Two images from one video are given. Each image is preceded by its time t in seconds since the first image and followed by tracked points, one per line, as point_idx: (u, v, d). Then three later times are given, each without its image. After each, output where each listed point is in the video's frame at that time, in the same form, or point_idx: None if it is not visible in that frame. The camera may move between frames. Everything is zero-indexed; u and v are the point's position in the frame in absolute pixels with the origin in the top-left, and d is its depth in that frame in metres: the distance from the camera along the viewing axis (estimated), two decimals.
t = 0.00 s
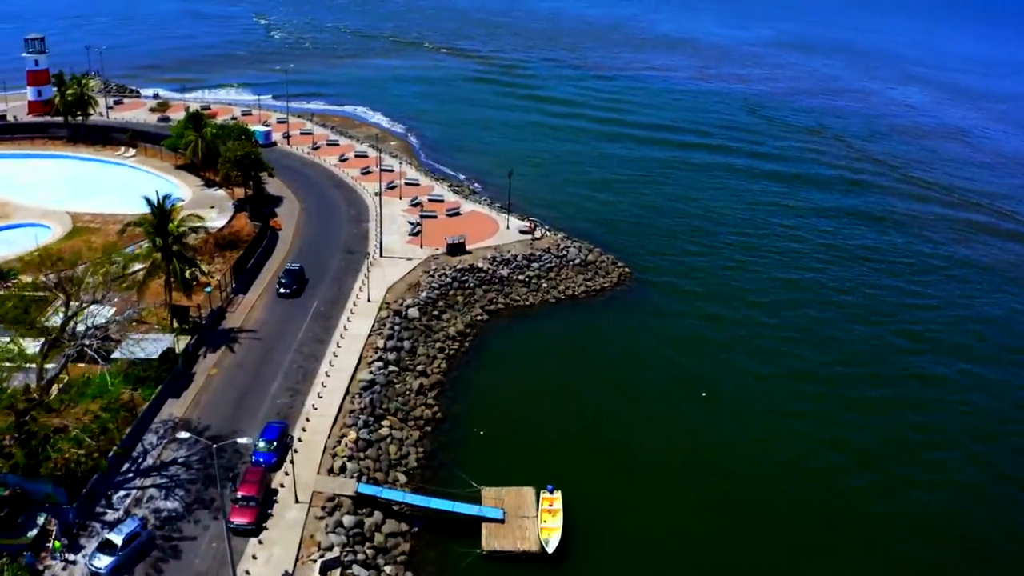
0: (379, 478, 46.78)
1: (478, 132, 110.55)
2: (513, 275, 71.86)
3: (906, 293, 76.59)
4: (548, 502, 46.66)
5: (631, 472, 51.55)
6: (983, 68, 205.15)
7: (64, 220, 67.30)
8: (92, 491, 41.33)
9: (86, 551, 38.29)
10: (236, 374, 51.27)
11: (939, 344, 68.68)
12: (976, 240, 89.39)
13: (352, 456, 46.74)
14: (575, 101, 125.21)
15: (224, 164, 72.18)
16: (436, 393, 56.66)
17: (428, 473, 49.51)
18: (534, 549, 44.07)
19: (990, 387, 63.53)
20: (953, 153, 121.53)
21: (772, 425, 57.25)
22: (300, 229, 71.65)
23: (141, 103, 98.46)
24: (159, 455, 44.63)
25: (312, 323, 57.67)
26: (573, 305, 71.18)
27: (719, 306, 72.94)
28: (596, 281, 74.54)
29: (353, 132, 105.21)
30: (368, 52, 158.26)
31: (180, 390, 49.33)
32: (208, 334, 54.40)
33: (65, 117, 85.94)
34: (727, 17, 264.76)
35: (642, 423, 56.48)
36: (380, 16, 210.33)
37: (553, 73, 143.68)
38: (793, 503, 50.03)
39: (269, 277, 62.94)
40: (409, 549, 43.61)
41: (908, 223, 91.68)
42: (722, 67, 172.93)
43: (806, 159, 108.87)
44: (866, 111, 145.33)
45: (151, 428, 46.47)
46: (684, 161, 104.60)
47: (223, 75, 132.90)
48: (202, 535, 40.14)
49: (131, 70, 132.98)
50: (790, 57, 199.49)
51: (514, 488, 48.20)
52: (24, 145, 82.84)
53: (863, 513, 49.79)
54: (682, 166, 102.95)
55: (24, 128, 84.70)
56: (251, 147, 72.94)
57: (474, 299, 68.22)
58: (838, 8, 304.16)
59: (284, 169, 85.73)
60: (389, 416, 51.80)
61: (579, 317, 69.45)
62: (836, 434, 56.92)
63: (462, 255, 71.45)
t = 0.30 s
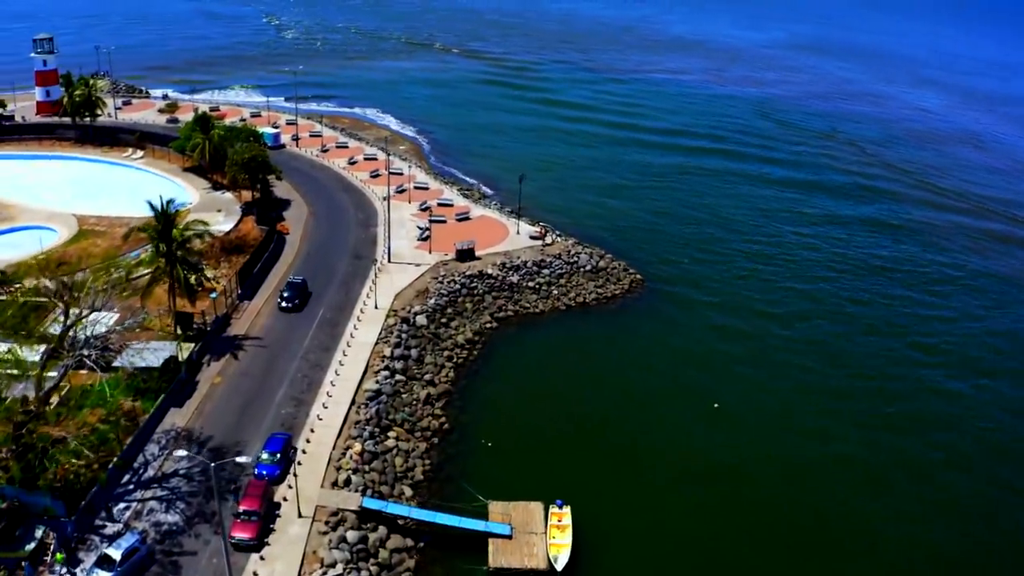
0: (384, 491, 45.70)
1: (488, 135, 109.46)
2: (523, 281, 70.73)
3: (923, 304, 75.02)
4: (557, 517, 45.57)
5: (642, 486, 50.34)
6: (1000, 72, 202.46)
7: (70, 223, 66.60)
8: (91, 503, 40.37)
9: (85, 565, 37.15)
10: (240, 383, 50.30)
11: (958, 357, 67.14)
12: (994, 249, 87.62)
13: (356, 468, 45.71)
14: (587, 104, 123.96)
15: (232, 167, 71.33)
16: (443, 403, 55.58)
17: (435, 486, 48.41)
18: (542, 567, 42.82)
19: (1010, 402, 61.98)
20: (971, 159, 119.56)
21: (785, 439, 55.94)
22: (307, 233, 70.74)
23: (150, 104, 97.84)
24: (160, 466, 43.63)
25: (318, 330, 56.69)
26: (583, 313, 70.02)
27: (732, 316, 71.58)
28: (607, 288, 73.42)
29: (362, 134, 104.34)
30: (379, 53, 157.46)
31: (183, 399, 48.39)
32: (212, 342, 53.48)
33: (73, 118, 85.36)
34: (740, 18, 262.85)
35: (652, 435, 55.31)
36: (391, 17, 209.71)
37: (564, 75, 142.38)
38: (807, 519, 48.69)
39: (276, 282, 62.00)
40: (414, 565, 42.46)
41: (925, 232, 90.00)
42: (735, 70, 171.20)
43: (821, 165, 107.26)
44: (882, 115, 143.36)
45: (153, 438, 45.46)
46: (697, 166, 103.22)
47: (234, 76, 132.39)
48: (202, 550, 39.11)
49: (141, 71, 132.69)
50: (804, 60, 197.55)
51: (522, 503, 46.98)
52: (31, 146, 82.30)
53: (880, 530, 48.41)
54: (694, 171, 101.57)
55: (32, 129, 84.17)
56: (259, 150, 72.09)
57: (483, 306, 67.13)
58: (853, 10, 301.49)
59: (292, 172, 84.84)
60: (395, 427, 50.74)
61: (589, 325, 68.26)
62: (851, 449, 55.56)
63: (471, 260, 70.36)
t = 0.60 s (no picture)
0: (389, 507, 44.51)
1: (498, 139, 108.39)
2: (532, 289, 69.51)
3: (940, 316, 73.49)
4: (565, 535, 44.01)
5: (652, 503, 49.01)
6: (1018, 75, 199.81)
7: (74, 226, 65.83)
8: (88, 518, 39.36)
9: None
10: (243, 393, 49.27)
11: (976, 372, 65.60)
12: (1012, 259, 85.86)
13: (360, 483, 44.57)
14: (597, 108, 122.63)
15: (238, 171, 70.42)
16: (450, 414, 54.40)
17: (440, 501, 47.19)
18: None
19: None
20: (988, 165, 117.57)
21: (799, 455, 54.50)
22: (314, 238, 69.76)
23: (158, 105, 97.15)
24: (159, 479, 42.58)
25: (322, 339, 55.64)
26: (593, 321, 68.77)
27: (744, 327, 70.17)
28: (617, 295, 72.28)
29: (371, 137, 103.53)
30: (389, 55, 156.63)
31: (185, 409, 47.45)
32: (215, 350, 52.51)
33: (79, 119, 84.71)
34: (753, 20, 260.90)
35: (663, 450, 54.02)
36: (401, 18, 208.98)
37: (575, 78, 141.06)
38: (822, 539, 47.22)
39: (281, 288, 61.04)
40: None
41: (942, 241, 88.34)
42: (748, 73, 169.41)
43: (834, 172, 105.59)
44: (897, 119, 141.42)
45: (153, 450, 44.48)
46: (709, 172, 101.79)
47: (243, 77, 131.88)
48: (200, 568, 37.98)
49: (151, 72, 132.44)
50: (818, 63, 195.57)
51: (529, 520, 45.69)
52: (37, 147, 81.65)
53: (898, 553, 46.93)
54: (706, 177, 100.14)
55: (39, 130, 83.53)
56: (265, 154, 71.17)
57: (491, 313, 65.95)
58: (867, 12, 298.76)
59: (300, 175, 83.87)
60: (400, 440, 49.61)
61: (598, 335, 66.99)
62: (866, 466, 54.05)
63: (479, 267, 69.19)
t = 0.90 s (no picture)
0: (391, 523, 43.32)
1: (506, 143, 107.27)
2: (541, 296, 68.30)
3: (956, 328, 72.02)
4: (573, 553, 42.72)
5: (660, 518, 47.83)
6: None
7: (77, 230, 65.00)
8: (84, 534, 38.30)
9: None
10: (244, 405, 48.21)
11: (993, 386, 64.09)
12: None
13: (362, 498, 43.42)
14: (607, 112, 121.36)
15: (243, 174, 69.48)
16: (455, 425, 53.25)
17: (444, 517, 46.03)
18: None
19: None
20: (1004, 171, 115.68)
21: (810, 469, 53.29)
22: (319, 243, 68.74)
23: (164, 107, 96.40)
24: (157, 493, 41.55)
25: (326, 348, 54.58)
26: (601, 330, 67.52)
27: (755, 338, 68.81)
28: (627, 303, 71.10)
29: (378, 140, 102.68)
30: (398, 56, 155.75)
31: (185, 420, 46.52)
32: (216, 359, 51.50)
33: (84, 121, 83.98)
34: (765, 21, 258.87)
35: (672, 463, 52.82)
36: (411, 19, 208.10)
37: (585, 81, 139.76)
38: (835, 556, 45.98)
39: (285, 295, 60.02)
40: None
41: (957, 250, 86.79)
42: (759, 76, 167.71)
43: (848, 178, 103.94)
44: (911, 124, 139.56)
45: (151, 462, 43.50)
46: (720, 178, 100.34)
47: (251, 78, 131.25)
48: None
49: (159, 73, 132.05)
50: (831, 66, 193.67)
51: (534, 537, 44.40)
52: (42, 148, 80.95)
53: (916, 574, 45.44)
54: (717, 183, 98.75)
55: (45, 131, 82.80)
56: (271, 158, 70.24)
57: (499, 322, 64.80)
58: (881, 14, 296.05)
59: (305, 178, 82.83)
60: (405, 453, 48.48)
61: (607, 345, 65.73)
62: (881, 484, 52.68)
63: (487, 274, 68.04)
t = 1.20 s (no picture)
0: (394, 540, 42.12)
1: (516, 147, 106.15)
2: (549, 304, 67.09)
3: (973, 340, 70.42)
4: (581, 572, 41.49)
5: (668, 535, 46.64)
6: None
7: (80, 234, 64.15)
8: (80, 551, 37.34)
9: None
10: (245, 416, 47.17)
11: (1011, 401, 62.54)
12: None
13: (365, 514, 42.26)
14: (618, 116, 120.03)
15: (248, 178, 68.56)
16: (461, 438, 52.09)
17: (449, 533, 44.78)
18: None
19: None
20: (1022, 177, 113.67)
21: (822, 485, 52.03)
22: (324, 249, 67.69)
23: (171, 108, 95.70)
24: (155, 507, 40.53)
25: (330, 357, 53.54)
26: (611, 339, 66.28)
27: (766, 349, 67.44)
28: (637, 312, 69.86)
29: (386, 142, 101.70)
30: (407, 58, 154.85)
31: (185, 432, 45.55)
32: (218, 369, 50.50)
33: (90, 122, 83.25)
34: (778, 23, 256.59)
35: (680, 477, 51.65)
36: (421, 20, 207.30)
37: (595, 84, 138.42)
38: None
39: (290, 302, 58.97)
40: None
41: (974, 259, 85.13)
42: (772, 79, 165.90)
43: (862, 184, 102.24)
44: (926, 128, 137.55)
45: (150, 475, 42.51)
46: (732, 184, 98.91)
47: (260, 79, 130.67)
48: None
49: (168, 74, 131.72)
50: (844, 68, 191.59)
51: (541, 555, 42.90)
52: (47, 150, 80.28)
53: None
54: (729, 189, 97.30)
55: (50, 133, 82.12)
56: (277, 161, 69.33)
57: (507, 331, 63.64)
58: (896, 16, 293.16)
59: (312, 182, 81.84)
60: (409, 467, 47.32)
61: (616, 355, 64.47)
62: (897, 503, 51.19)
63: (494, 281, 66.87)
